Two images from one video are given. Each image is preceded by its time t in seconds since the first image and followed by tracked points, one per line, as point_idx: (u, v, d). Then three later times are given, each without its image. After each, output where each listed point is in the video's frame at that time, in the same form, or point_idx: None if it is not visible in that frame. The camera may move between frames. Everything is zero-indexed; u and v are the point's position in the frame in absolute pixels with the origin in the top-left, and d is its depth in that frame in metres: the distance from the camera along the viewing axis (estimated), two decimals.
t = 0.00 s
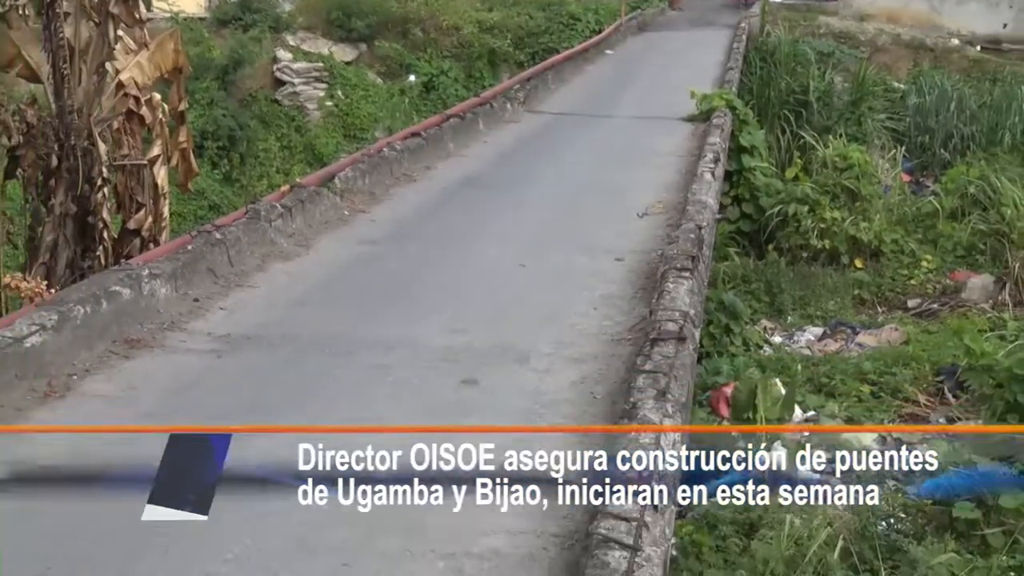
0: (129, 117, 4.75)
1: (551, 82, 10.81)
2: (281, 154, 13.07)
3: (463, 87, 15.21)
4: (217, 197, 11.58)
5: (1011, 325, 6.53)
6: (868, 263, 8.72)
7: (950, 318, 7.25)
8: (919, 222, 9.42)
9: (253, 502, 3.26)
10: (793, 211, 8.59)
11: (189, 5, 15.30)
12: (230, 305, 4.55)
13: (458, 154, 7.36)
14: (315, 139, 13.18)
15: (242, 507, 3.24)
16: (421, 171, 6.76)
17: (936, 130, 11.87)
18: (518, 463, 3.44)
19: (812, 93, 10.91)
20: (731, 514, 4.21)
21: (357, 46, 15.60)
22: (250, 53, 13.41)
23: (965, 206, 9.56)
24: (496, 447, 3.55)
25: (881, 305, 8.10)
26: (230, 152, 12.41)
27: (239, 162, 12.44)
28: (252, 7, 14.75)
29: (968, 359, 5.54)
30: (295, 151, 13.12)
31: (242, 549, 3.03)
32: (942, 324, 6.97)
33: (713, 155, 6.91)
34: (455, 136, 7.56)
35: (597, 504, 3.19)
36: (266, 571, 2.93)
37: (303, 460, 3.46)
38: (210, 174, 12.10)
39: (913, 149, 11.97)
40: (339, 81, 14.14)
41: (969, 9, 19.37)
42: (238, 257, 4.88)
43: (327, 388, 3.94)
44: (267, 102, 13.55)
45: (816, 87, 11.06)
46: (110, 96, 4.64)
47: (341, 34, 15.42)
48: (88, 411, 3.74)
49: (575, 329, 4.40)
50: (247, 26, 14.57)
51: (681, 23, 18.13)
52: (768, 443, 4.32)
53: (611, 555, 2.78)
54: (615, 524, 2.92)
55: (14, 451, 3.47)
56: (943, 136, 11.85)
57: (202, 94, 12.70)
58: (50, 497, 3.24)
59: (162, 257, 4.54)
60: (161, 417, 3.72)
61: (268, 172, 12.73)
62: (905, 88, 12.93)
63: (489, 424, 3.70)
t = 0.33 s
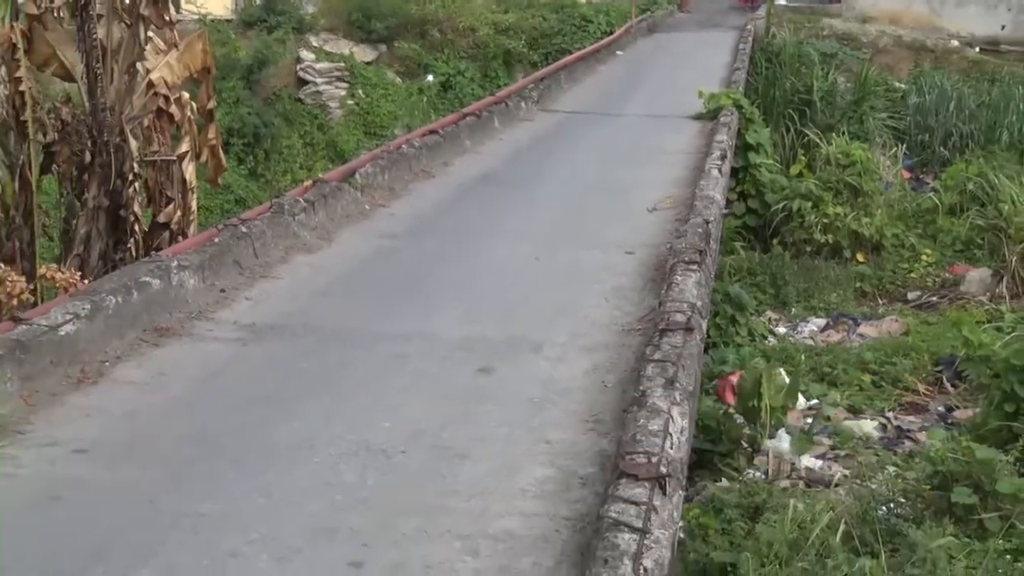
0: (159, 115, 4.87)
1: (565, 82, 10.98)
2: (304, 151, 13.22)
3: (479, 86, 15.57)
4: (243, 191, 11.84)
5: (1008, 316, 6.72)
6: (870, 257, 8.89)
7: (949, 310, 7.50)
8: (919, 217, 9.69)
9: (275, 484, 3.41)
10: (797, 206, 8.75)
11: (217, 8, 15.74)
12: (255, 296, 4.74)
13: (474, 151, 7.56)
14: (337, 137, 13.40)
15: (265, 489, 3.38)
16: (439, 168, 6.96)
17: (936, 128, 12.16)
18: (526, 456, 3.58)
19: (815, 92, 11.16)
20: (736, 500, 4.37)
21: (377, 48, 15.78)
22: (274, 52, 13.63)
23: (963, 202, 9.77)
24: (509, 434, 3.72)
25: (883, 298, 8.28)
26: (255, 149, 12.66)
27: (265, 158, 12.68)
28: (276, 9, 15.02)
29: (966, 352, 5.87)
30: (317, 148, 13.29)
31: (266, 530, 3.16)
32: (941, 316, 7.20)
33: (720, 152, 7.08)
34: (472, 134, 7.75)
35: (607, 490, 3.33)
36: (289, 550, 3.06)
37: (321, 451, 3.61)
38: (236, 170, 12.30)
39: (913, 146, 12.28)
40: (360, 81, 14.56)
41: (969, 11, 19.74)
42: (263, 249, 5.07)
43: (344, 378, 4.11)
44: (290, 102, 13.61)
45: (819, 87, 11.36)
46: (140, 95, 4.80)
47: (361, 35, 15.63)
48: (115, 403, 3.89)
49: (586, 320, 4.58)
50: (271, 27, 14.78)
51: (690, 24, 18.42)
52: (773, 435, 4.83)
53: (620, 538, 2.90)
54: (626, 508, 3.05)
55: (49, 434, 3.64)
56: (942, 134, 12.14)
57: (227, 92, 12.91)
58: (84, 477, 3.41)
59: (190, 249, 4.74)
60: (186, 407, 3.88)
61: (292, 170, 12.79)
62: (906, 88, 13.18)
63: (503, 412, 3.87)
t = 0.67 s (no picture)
0: (193, 112, 5.08)
1: (582, 81, 11.17)
2: (331, 147, 13.67)
3: (500, 84, 16.12)
4: (273, 185, 12.17)
5: (1010, 308, 6.88)
6: (877, 250, 9.08)
7: (953, 301, 7.69)
8: (926, 212, 9.89)
9: (302, 468, 3.55)
10: (807, 201, 8.90)
11: (248, 8, 15.77)
12: (285, 287, 4.96)
13: (494, 147, 7.81)
14: (364, 133, 13.91)
15: (293, 472, 3.52)
16: (460, 163, 7.21)
17: (941, 126, 12.36)
18: (544, 441, 3.74)
19: (825, 91, 11.34)
20: (747, 483, 4.54)
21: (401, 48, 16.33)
22: (305, 53, 14.13)
23: (968, 197, 10.02)
24: (527, 419, 3.88)
25: (889, 289, 8.42)
26: (284, 144, 13.03)
27: (294, 155, 13.05)
28: (306, 11, 15.38)
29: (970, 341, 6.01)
30: (344, 145, 13.79)
31: (293, 512, 3.29)
32: (944, 307, 7.41)
33: (732, 149, 7.26)
34: (493, 131, 7.98)
35: (622, 474, 3.47)
36: (316, 531, 3.19)
37: (346, 435, 3.76)
38: (267, 164, 12.71)
39: (919, 143, 12.49)
40: (386, 80, 15.00)
41: (972, 12, 19.99)
42: (292, 241, 5.30)
43: (368, 366, 4.28)
44: (320, 99, 14.16)
45: (829, 85, 11.46)
46: (175, 93, 5.02)
47: (386, 36, 16.13)
48: (148, 388, 4.08)
49: (601, 309, 4.78)
50: (300, 29, 15.21)
51: (703, 25, 18.74)
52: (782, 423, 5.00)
53: (635, 520, 3.01)
54: (640, 491, 3.16)
55: (88, 417, 3.83)
56: (946, 131, 12.34)
57: (261, 91, 13.45)
58: (121, 458, 3.58)
59: (222, 241, 4.94)
60: (217, 393, 4.06)
61: (320, 164, 13.22)
62: (912, 86, 13.35)
63: (523, 398, 4.04)
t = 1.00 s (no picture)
0: (224, 112, 5.25)
1: (597, 82, 11.42)
2: (355, 144, 14.15)
3: (519, 86, 16.47)
4: (299, 181, 12.56)
5: (1010, 301, 7.02)
6: (881, 246, 9.16)
7: (954, 295, 7.87)
8: (928, 208, 10.02)
9: (327, 453, 3.71)
10: (814, 198, 9.08)
11: (276, 11, 16.45)
12: (311, 279, 5.16)
13: (512, 146, 8.09)
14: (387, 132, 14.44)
15: (319, 458, 3.68)
16: (480, 161, 7.50)
17: (943, 126, 12.50)
18: (559, 428, 3.91)
19: (832, 92, 11.53)
20: (754, 470, 4.72)
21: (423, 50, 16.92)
22: (329, 54, 14.78)
23: (969, 194, 10.14)
24: (543, 408, 4.06)
25: (891, 283, 8.57)
26: (311, 143, 13.55)
27: (320, 152, 13.51)
28: (332, 14, 16.10)
29: (970, 333, 6.19)
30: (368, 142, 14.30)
31: (318, 496, 3.44)
32: (946, 300, 7.59)
33: (742, 147, 7.44)
34: (512, 129, 8.29)
35: (635, 460, 3.62)
36: (339, 514, 3.34)
37: (368, 422, 3.93)
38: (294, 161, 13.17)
39: (922, 143, 12.62)
40: (409, 80, 15.43)
41: (974, 16, 20.48)
42: (317, 236, 5.52)
43: (389, 356, 4.46)
44: (344, 99, 14.68)
45: (835, 87, 11.67)
46: (206, 93, 5.23)
47: (409, 38, 16.63)
48: (178, 377, 4.26)
49: (614, 302, 4.98)
50: (326, 31, 15.96)
51: (714, 29, 19.08)
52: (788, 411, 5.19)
53: (646, 504, 3.14)
54: (652, 476, 3.30)
55: (122, 404, 4.02)
56: (949, 131, 12.47)
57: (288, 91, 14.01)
58: (153, 443, 3.76)
59: (250, 236, 5.15)
60: (245, 381, 4.25)
61: (344, 162, 13.68)
62: (917, 88, 13.55)
63: (540, 387, 4.22)
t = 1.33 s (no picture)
0: (252, 111, 5.50)
1: (610, 84, 11.72)
2: (378, 144, 14.40)
3: (535, 87, 16.91)
4: (324, 178, 12.83)
5: (1008, 298, 7.18)
6: (884, 243, 9.36)
7: (954, 290, 8.04)
8: (930, 207, 10.19)
9: (350, 439, 3.88)
10: (819, 197, 9.21)
11: (302, 14, 16.79)
12: (334, 273, 5.38)
13: (528, 145, 8.34)
14: (409, 132, 14.59)
15: (341, 444, 3.85)
16: (497, 159, 7.76)
17: (945, 127, 12.70)
18: (573, 418, 4.09)
19: (837, 94, 11.78)
20: (760, 458, 4.90)
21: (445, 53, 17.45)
22: (354, 56, 15.35)
23: (969, 194, 10.30)
24: (558, 397, 4.25)
25: (894, 280, 8.71)
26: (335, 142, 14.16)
27: (344, 150, 14.03)
28: (355, 17, 16.59)
29: (970, 328, 6.37)
30: (391, 142, 14.50)
31: (341, 480, 3.60)
32: (946, 296, 7.76)
33: (750, 147, 7.63)
34: (528, 129, 8.56)
35: (645, 449, 3.79)
36: (361, 497, 3.49)
37: (389, 410, 4.12)
38: (319, 160, 13.77)
39: (924, 144, 12.78)
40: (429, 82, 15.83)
41: (976, 22, 20.37)
42: (341, 231, 5.75)
43: (411, 347, 4.65)
44: (368, 99, 15.12)
45: (841, 89, 11.92)
46: (235, 93, 5.42)
47: (430, 41, 17.35)
48: (209, 366, 4.46)
49: (626, 295, 5.18)
50: (350, 34, 16.41)
51: (723, 35, 19.43)
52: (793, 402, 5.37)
53: (656, 491, 3.29)
54: (662, 463, 3.46)
55: (154, 391, 4.22)
56: (950, 133, 12.69)
57: (314, 90, 14.63)
58: (183, 429, 3.93)
59: (277, 230, 5.37)
60: (272, 369, 4.45)
61: (366, 160, 13.98)
62: (919, 91, 13.56)
63: (555, 378, 4.41)
